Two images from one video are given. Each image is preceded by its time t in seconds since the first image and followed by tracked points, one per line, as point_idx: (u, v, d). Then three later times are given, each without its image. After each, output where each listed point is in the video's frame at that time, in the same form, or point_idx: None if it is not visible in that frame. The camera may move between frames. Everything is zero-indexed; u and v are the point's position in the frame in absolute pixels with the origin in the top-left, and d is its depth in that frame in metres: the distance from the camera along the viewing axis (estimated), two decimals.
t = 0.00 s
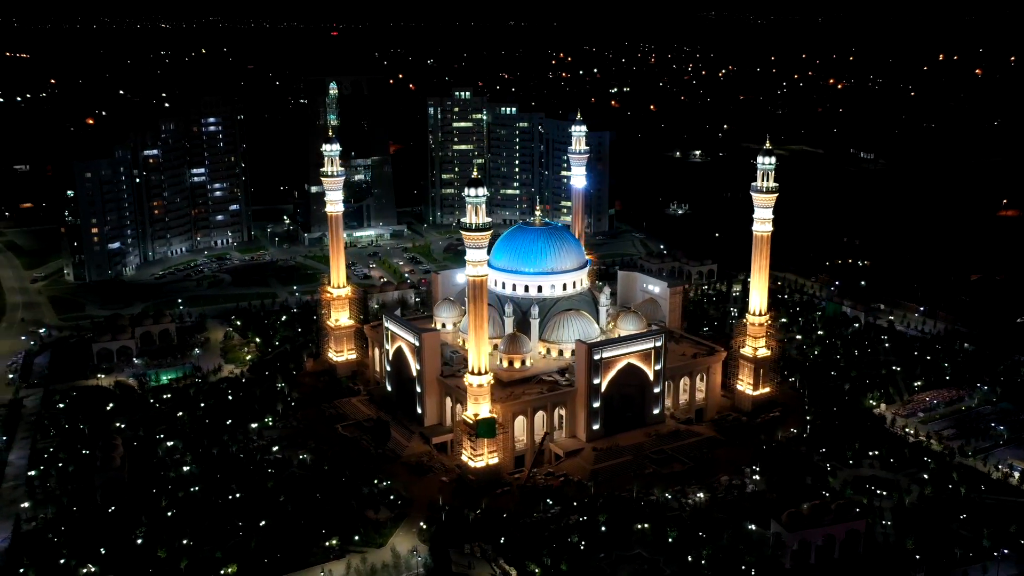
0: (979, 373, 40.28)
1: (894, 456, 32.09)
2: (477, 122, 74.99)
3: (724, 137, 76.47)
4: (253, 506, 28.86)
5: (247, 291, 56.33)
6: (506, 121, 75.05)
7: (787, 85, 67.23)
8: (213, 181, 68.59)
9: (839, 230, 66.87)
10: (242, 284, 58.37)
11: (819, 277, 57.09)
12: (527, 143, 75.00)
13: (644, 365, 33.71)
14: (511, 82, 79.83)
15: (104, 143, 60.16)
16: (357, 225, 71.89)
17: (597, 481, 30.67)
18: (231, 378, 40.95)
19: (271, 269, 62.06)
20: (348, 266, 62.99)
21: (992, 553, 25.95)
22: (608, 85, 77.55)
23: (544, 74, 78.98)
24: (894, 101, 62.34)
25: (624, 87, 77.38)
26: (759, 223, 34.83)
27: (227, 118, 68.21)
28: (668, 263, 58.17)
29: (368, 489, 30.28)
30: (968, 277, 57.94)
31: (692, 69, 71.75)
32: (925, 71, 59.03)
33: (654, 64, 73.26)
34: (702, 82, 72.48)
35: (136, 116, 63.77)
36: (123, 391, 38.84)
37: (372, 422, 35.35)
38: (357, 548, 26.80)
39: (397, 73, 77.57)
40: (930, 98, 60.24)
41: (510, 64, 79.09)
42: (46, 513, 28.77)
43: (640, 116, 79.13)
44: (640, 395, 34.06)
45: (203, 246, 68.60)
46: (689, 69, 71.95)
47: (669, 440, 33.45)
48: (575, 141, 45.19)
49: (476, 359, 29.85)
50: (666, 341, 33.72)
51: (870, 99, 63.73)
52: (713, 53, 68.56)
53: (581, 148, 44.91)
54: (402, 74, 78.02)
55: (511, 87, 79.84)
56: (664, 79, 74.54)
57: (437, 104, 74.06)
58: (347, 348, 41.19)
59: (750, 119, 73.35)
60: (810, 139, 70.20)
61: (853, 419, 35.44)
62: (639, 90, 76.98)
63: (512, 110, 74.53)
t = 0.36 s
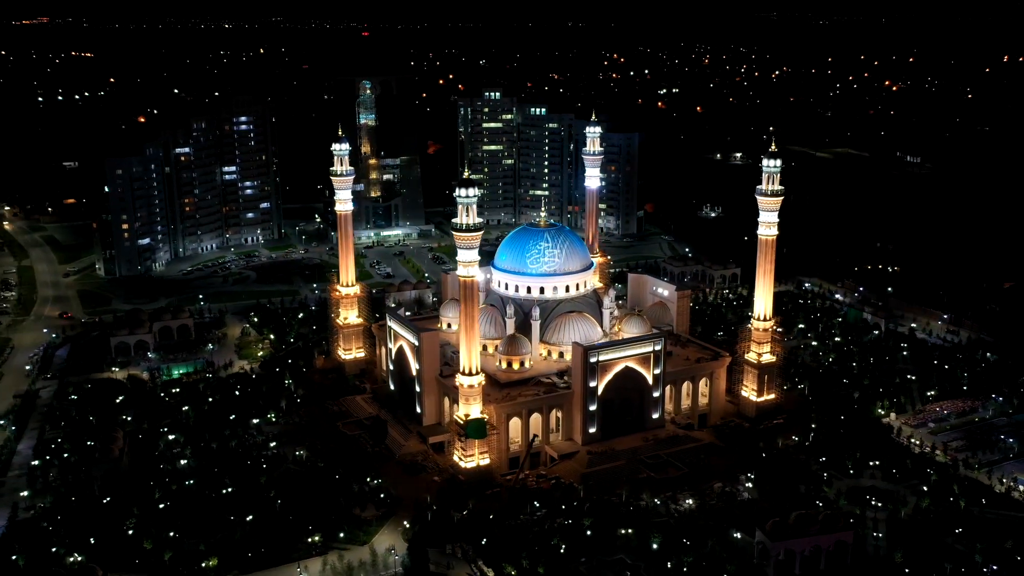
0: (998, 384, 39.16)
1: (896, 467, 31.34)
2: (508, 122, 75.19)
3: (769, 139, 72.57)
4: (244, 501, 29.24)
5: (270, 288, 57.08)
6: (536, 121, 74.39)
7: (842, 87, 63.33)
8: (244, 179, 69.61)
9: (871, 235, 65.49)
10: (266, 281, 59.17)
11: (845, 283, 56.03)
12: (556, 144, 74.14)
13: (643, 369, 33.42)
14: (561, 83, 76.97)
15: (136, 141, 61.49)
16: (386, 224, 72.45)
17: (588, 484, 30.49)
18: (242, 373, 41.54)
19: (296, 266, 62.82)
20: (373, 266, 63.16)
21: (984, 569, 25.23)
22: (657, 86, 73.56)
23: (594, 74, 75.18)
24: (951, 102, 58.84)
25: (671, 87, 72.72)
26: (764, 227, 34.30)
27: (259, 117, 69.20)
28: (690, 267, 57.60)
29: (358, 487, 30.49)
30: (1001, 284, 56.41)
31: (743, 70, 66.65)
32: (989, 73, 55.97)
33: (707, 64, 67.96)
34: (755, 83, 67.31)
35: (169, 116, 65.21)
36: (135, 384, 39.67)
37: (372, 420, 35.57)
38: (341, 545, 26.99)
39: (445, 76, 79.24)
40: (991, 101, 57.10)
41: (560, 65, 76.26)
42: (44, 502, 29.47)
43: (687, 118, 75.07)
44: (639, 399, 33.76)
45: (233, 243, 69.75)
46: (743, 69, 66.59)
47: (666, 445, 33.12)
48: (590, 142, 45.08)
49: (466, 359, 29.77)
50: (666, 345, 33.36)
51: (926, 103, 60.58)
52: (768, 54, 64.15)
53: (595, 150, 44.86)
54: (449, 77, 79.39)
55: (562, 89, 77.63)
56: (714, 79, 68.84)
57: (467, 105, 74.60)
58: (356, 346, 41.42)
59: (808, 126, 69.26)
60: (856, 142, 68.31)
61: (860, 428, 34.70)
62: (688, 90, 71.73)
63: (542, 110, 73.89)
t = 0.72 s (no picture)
0: (1015, 396, 38.08)
1: (895, 479, 30.65)
2: (537, 124, 74.99)
3: (813, 143, 70.66)
4: (235, 497, 29.65)
5: (291, 287, 57.78)
6: (565, 124, 74.20)
7: (895, 90, 64.93)
8: (274, 179, 70.49)
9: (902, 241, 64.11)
10: (290, 280, 59.93)
11: (871, 290, 54.95)
12: (585, 147, 73.98)
13: (640, 375, 33.19)
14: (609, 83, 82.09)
15: (166, 141, 62.77)
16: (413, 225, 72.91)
17: (578, 489, 30.35)
18: (252, 371, 42.17)
19: (321, 266, 63.52)
20: (396, 266, 63.49)
21: None
22: (706, 87, 78.50)
23: (645, 75, 81.23)
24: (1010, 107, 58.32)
25: (723, 90, 77.01)
26: (766, 233, 33.70)
27: (288, 117, 69.91)
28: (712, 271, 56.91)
29: (350, 486, 30.76)
30: None
31: (798, 71, 69.91)
32: None
33: (763, 66, 72.52)
34: (806, 85, 69.79)
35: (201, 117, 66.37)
36: (146, 380, 40.48)
37: (371, 420, 35.85)
38: (325, 543, 27.23)
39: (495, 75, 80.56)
40: None
41: (609, 66, 81.72)
42: (43, 493, 30.22)
43: (733, 121, 77.06)
44: (635, 404, 33.52)
45: (262, 242, 70.80)
46: (795, 70, 70.06)
47: (661, 451, 32.85)
48: (602, 145, 44.84)
49: (457, 362, 29.82)
50: (663, 350, 33.06)
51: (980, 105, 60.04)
52: (824, 55, 67.24)
53: (608, 152, 44.58)
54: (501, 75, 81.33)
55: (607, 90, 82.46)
56: (766, 82, 72.88)
57: (496, 105, 74.21)
58: (364, 347, 41.82)
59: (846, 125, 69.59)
60: (902, 146, 67.19)
61: (863, 438, 34.01)
62: (738, 94, 75.78)
63: (571, 112, 73.69)
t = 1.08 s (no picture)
0: None
1: (893, 490, 29.95)
2: (566, 126, 74.56)
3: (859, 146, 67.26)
4: (227, 491, 30.04)
5: (313, 285, 58.40)
6: (594, 125, 73.71)
7: (953, 92, 60.08)
8: (304, 178, 71.22)
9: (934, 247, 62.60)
10: (313, 278, 60.57)
11: (897, 297, 53.67)
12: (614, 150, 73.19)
13: (637, 379, 32.86)
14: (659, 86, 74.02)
15: (196, 140, 63.81)
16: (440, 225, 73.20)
17: (567, 491, 30.22)
18: (263, 367, 42.76)
19: (345, 265, 64.06)
20: (420, 266, 63.75)
21: None
22: (756, 90, 66.00)
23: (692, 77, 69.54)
24: None
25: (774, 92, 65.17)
26: (770, 237, 33.37)
27: (318, 117, 70.68)
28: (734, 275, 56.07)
29: (342, 482, 31.01)
30: None
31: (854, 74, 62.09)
32: None
33: (818, 68, 61.86)
34: (861, 88, 62.84)
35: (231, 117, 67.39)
36: (159, 374, 41.28)
37: (371, 418, 36.11)
38: (310, 539, 27.49)
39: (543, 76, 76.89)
40: None
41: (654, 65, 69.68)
42: (44, 482, 31.00)
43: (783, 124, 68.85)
44: (632, 408, 33.26)
45: (291, 240, 71.64)
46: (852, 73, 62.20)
47: (656, 455, 32.53)
48: (616, 146, 44.49)
49: (446, 361, 29.92)
50: (660, 354, 32.71)
51: None
52: (885, 57, 60.08)
53: (621, 152, 44.23)
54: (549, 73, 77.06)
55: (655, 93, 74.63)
56: (819, 84, 62.26)
57: (526, 106, 74.60)
58: (372, 346, 41.83)
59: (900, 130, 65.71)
60: (951, 150, 64.07)
61: (867, 446, 33.32)
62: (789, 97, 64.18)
63: (601, 114, 73.32)
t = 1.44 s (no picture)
0: None
1: (890, 501, 29.27)
2: (596, 126, 74.23)
3: (908, 148, 72.63)
4: (221, 484, 30.50)
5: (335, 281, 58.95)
6: (623, 125, 72.80)
7: (1013, 93, 65.27)
8: (333, 176, 71.92)
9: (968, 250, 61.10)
10: (337, 275, 61.14)
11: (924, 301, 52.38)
12: (643, 150, 72.27)
13: (634, 381, 32.57)
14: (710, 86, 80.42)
15: (225, 137, 64.91)
16: (466, 225, 72.68)
17: (555, 494, 30.01)
18: (275, 363, 43.27)
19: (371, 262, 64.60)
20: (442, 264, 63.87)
21: None
22: (809, 90, 76.13)
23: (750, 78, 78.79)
24: None
25: (829, 94, 75.45)
26: (771, 241, 32.65)
27: (348, 115, 71.23)
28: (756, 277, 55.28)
29: (335, 479, 31.25)
30: None
31: (912, 74, 71.43)
32: None
33: (878, 70, 73.09)
34: (917, 88, 71.23)
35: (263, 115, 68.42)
36: (173, 367, 42.06)
37: (372, 415, 36.29)
38: (294, 534, 27.79)
39: (595, 76, 81.63)
40: None
41: (714, 67, 80.07)
42: (47, 471, 31.73)
43: (829, 124, 75.35)
44: (628, 411, 33.02)
45: (321, 238, 72.43)
46: (910, 74, 71.63)
47: (651, 459, 32.19)
48: (629, 147, 44.28)
49: (437, 360, 29.99)
50: (657, 357, 32.40)
51: None
52: (945, 57, 68.16)
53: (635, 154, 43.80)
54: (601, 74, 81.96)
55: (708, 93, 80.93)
56: (874, 84, 73.51)
57: (555, 105, 74.23)
58: (381, 343, 41.99)
59: (949, 130, 70.34)
60: (1001, 153, 67.83)
61: (870, 455, 32.55)
62: (844, 99, 74.81)
63: (630, 114, 72.10)
